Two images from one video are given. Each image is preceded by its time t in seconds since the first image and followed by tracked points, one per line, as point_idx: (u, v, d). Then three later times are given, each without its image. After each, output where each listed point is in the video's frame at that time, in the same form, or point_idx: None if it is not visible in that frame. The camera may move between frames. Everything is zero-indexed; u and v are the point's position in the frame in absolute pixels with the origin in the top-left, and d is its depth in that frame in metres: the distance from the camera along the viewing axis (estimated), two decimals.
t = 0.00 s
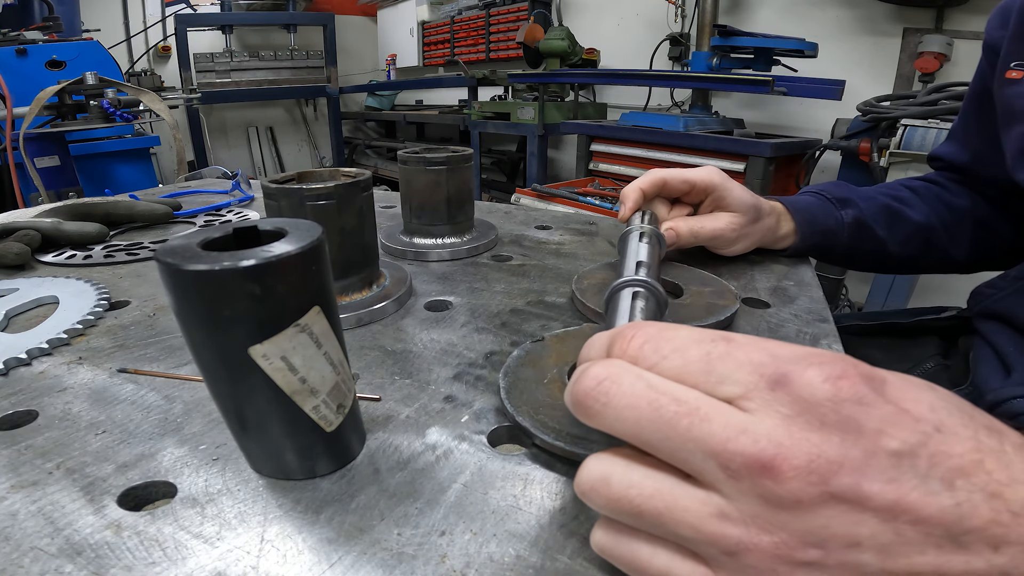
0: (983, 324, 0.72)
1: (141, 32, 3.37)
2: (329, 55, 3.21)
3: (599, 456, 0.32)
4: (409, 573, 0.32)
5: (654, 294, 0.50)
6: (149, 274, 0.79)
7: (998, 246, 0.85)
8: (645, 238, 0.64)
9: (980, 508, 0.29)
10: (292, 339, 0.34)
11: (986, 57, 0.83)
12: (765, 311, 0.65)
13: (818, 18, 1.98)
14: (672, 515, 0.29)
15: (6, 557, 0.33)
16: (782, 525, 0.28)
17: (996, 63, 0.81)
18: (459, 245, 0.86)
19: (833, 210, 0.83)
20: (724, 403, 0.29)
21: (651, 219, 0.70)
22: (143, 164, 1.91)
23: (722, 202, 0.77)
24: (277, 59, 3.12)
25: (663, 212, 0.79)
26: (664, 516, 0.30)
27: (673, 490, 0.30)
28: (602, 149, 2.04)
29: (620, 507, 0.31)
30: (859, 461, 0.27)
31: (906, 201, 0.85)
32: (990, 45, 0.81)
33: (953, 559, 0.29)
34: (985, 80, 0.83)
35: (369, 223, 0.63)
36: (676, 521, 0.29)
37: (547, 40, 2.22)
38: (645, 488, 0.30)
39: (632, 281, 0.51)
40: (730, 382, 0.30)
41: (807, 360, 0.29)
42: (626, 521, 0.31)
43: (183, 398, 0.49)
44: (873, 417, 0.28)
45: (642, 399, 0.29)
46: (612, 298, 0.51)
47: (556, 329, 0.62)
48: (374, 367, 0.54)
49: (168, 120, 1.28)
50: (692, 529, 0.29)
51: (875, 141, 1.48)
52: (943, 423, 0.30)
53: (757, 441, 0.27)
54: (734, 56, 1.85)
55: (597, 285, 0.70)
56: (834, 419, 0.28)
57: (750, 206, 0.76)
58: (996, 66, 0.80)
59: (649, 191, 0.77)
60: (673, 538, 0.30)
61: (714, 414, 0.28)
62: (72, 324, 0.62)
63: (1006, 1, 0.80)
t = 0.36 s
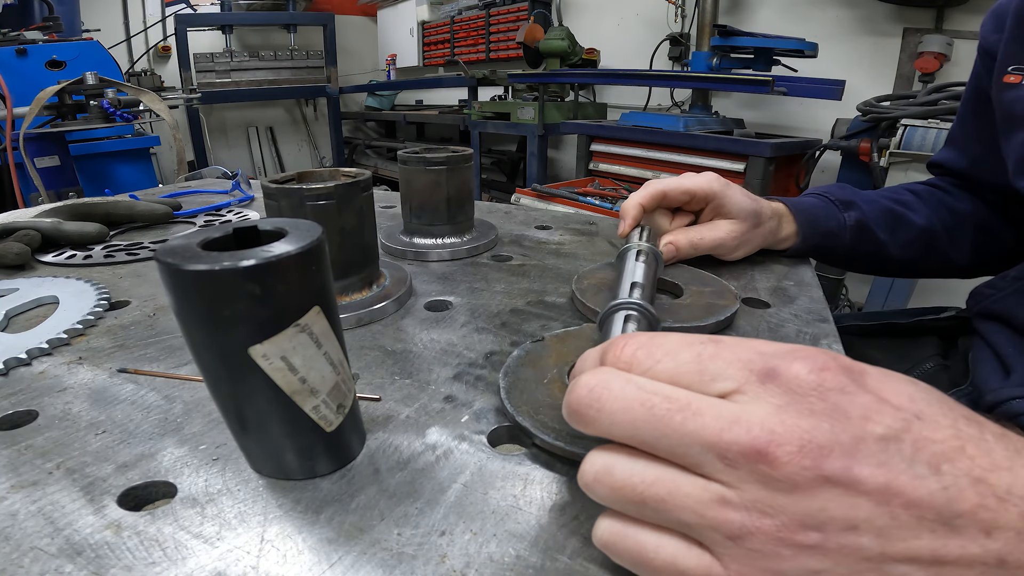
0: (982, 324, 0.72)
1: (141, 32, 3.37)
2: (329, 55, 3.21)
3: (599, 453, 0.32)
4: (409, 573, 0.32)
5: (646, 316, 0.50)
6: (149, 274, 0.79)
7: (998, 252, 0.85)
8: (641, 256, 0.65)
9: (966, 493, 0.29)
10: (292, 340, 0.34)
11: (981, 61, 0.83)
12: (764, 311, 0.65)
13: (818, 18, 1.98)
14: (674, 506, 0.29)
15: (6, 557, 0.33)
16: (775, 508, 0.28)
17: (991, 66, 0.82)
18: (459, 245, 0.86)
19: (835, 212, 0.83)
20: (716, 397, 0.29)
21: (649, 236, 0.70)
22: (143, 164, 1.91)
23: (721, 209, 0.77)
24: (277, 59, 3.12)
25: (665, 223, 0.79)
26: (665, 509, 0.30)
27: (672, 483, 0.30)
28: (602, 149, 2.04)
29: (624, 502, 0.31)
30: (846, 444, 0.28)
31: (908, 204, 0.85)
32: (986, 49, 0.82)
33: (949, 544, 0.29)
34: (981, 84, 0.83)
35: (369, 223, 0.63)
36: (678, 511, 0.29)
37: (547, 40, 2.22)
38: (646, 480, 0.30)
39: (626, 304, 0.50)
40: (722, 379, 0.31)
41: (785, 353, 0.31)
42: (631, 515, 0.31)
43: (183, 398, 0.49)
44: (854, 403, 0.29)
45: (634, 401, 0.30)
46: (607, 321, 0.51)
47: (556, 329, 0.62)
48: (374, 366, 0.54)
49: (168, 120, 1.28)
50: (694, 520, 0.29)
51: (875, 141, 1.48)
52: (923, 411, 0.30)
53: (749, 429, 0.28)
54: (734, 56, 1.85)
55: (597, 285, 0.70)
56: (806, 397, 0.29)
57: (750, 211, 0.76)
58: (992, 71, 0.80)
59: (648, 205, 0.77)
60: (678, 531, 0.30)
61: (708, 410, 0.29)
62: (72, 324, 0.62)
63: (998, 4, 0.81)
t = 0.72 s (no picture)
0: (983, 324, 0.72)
1: (141, 32, 3.37)
2: (329, 55, 3.21)
3: (690, 426, 0.26)
4: (409, 573, 0.32)
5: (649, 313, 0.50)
6: (149, 274, 0.79)
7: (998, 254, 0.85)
8: (639, 257, 0.65)
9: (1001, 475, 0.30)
10: (293, 339, 0.34)
11: (981, 62, 0.83)
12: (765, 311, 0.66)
13: (817, 18, 1.98)
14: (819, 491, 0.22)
15: (6, 557, 0.33)
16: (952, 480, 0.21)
17: (992, 68, 0.82)
18: (459, 245, 0.86)
19: (837, 213, 0.82)
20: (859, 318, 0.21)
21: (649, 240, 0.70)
22: (143, 164, 1.91)
23: (719, 204, 0.77)
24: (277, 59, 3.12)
25: (662, 225, 0.79)
26: (800, 492, 0.22)
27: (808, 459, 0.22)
28: (602, 149, 2.04)
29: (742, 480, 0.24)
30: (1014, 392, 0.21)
31: (909, 206, 0.84)
32: (986, 50, 0.82)
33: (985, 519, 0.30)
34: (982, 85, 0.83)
35: (369, 223, 0.63)
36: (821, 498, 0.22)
37: (547, 40, 2.22)
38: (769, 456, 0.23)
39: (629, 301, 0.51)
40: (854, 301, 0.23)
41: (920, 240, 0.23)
42: (737, 426, 0.24)
43: (183, 398, 0.49)
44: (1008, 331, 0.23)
45: (744, 289, 0.24)
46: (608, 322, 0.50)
47: (556, 329, 0.62)
48: (374, 367, 0.55)
49: (168, 120, 1.28)
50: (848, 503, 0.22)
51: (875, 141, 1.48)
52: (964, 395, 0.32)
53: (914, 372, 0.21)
54: (734, 56, 1.85)
55: (597, 285, 0.70)
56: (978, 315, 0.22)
57: (749, 206, 0.76)
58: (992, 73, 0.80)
59: (646, 209, 0.76)
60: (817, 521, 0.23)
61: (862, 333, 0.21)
62: (72, 324, 0.62)
63: (998, 5, 0.81)
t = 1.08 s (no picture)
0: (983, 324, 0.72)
1: (141, 32, 3.37)
2: (329, 55, 3.22)
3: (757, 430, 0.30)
4: (409, 573, 0.32)
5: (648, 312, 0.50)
6: (149, 274, 0.79)
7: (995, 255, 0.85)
8: (639, 258, 0.65)
9: None
10: (292, 339, 0.34)
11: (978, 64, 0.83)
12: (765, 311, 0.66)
13: (817, 18, 1.98)
14: (887, 480, 0.27)
15: (6, 557, 0.33)
16: (993, 458, 0.27)
17: (990, 70, 0.82)
18: (459, 245, 0.86)
19: (836, 213, 0.81)
20: (892, 330, 0.28)
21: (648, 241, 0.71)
22: (143, 164, 1.91)
23: (718, 204, 0.77)
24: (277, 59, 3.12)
25: (661, 225, 0.79)
26: (862, 478, 0.27)
27: (866, 453, 0.27)
28: (602, 149, 2.04)
29: (808, 479, 0.28)
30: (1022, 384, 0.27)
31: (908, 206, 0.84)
32: (984, 51, 0.82)
33: None
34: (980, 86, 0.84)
35: (369, 223, 0.63)
36: (889, 488, 0.27)
37: (547, 40, 2.22)
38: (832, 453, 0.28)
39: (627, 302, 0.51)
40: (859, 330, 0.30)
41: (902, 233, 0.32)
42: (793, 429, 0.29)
43: (183, 398, 0.49)
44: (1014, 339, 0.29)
45: (783, 313, 0.30)
46: (606, 321, 0.50)
47: (556, 329, 0.62)
48: (374, 366, 0.54)
49: (168, 120, 1.28)
50: (916, 487, 0.27)
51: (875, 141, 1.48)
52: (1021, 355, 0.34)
53: (934, 382, 0.27)
54: (734, 56, 1.85)
55: (597, 285, 0.70)
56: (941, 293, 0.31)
57: (748, 205, 0.76)
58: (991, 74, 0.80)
59: (645, 208, 0.77)
60: (889, 507, 0.28)
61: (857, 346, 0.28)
62: (72, 324, 0.62)
63: (996, 7, 0.81)
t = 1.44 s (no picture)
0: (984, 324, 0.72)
1: (141, 32, 3.37)
2: (329, 55, 3.21)
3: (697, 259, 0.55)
4: (409, 573, 0.32)
5: (648, 313, 0.50)
6: (149, 274, 0.79)
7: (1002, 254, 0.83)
8: (640, 258, 0.65)
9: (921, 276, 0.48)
10: (292, 340, 0.34)
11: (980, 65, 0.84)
12: (765, 312, 0.66)
13: (817, 18, 1.98)
14: (739, 257, 0.50)
15: (6, 557, 0.33)
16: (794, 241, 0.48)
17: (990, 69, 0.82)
18: (459, 245, 0.86)
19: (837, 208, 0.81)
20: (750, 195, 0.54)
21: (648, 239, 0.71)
22: (143, 164, 1.91)
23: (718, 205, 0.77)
24: (277, 59, 3.12)
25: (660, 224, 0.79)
26: (734, 264, 0.51)
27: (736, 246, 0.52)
28: (602, 149, 2.04)
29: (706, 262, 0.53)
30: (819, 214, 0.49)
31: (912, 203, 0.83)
32: (985, 52, 0.82)
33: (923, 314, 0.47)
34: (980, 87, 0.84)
35: (368, 223, 0.63)
36: (740, 261, 0.50)
37: (547, 40, 2.22)
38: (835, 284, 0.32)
39: (627, 301, 0.51)
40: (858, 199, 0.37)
41: (747, 191, 0.55)
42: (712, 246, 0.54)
43: (183, 398, 0.49)
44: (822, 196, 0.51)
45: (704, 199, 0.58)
46: (607, 320, 0.51)
47: (556, 329, 0.62)
48: (374, 366, 0.54)
49: (168, 120, 1.28)
50: (751, 260, 0.50)
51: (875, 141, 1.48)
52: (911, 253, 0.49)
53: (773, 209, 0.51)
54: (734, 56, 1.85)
55: (597, 285, 0.70)
56: (783, 227, 0.49)
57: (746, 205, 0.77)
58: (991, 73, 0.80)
59: (645, 209, 0.77)
60: (748, 277, 0.50)
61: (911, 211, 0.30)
62: (71, 324, 0.62)
63: (997, 8, 0.81)
